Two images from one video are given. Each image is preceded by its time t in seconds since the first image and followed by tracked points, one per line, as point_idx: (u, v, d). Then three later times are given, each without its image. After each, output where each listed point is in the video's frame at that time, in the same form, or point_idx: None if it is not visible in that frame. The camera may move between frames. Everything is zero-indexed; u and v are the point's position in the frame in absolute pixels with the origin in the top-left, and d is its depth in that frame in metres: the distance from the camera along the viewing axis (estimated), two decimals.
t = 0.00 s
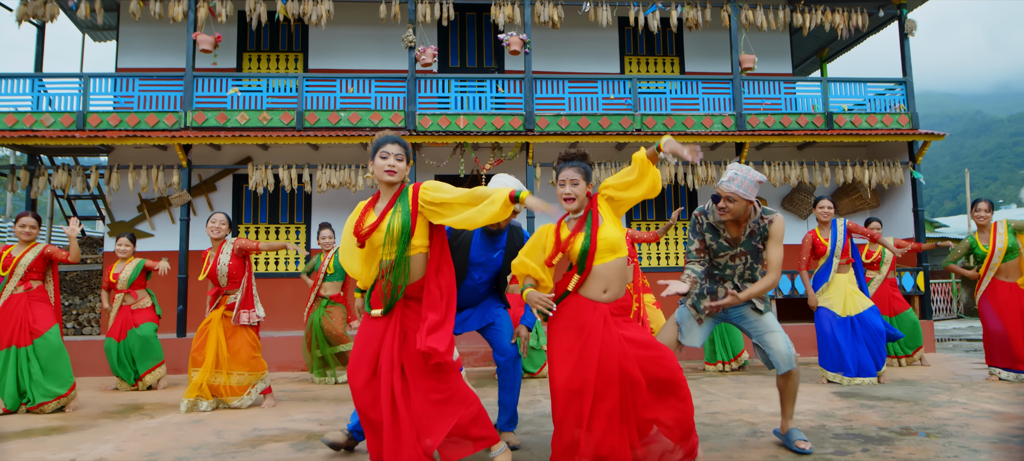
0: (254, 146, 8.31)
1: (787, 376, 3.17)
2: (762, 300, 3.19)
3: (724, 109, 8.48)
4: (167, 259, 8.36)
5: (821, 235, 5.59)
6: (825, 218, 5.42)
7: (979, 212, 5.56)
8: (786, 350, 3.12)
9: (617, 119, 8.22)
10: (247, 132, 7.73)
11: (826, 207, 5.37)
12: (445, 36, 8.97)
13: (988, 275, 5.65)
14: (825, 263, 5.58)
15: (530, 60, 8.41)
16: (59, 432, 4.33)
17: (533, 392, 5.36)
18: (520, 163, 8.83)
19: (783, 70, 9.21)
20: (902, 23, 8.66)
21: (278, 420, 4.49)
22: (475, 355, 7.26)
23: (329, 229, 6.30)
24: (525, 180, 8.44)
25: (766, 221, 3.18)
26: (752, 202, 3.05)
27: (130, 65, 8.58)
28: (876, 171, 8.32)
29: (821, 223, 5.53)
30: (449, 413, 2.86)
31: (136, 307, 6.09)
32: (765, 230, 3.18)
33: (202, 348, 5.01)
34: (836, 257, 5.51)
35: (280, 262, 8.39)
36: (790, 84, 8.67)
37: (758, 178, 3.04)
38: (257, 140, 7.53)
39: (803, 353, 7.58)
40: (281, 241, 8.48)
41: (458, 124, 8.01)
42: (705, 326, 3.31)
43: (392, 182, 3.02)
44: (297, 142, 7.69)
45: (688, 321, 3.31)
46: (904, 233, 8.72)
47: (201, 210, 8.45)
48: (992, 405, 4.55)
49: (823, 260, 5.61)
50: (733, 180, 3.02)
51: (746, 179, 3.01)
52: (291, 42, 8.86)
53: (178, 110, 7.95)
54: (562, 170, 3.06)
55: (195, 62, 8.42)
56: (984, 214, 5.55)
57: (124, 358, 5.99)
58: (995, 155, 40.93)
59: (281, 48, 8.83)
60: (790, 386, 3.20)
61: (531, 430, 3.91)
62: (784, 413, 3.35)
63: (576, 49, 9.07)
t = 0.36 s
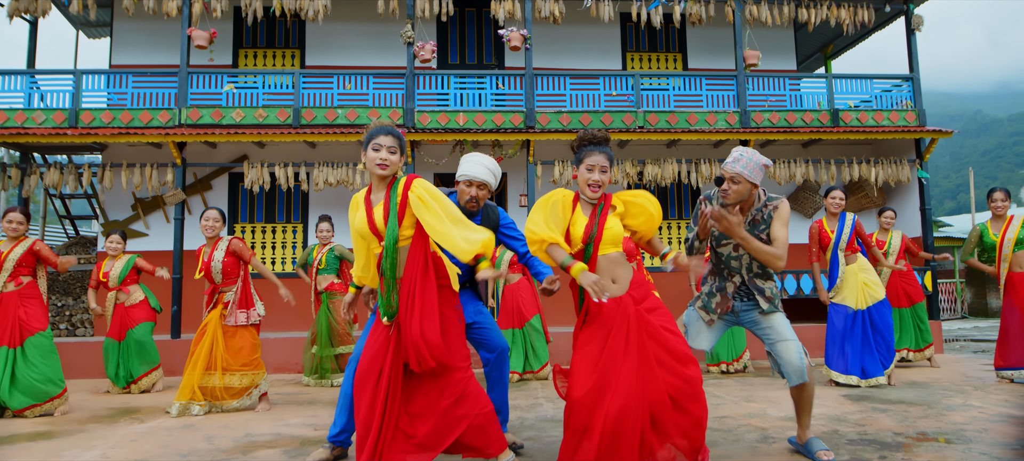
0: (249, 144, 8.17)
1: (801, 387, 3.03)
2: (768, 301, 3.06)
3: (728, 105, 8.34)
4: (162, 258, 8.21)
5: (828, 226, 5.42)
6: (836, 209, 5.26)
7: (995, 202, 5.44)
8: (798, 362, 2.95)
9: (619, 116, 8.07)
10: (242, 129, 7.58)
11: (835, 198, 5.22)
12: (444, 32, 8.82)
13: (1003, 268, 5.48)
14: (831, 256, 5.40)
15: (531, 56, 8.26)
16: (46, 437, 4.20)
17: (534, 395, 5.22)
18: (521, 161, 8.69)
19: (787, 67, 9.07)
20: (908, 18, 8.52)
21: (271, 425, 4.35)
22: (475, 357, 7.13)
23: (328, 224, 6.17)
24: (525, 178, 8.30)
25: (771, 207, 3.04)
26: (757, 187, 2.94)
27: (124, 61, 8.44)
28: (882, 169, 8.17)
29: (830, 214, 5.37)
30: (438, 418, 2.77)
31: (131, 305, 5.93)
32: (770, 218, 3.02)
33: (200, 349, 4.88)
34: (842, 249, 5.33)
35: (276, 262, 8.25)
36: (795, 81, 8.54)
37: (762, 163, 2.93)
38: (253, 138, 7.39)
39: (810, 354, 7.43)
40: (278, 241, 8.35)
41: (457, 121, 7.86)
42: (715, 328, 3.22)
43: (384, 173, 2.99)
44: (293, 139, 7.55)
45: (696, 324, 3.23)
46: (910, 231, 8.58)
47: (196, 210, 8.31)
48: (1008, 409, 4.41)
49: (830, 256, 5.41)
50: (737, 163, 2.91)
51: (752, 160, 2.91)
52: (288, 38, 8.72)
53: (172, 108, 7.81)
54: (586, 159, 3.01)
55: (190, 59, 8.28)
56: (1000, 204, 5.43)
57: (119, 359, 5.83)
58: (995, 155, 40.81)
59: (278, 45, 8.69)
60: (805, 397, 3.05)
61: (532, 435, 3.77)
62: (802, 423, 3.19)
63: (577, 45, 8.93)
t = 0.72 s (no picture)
0: (247, 141, 8.07)
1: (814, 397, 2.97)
2: (774, 322, 2.97)
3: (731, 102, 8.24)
4: (158, 257, 8.11)
5: (834, 224, 5.34)
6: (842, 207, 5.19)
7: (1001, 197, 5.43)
8: (808, 372, 2.85)
9: (621, 112, 7.97)
10: (239, 126, 7.48)
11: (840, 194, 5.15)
12: (444, 28, 8.72)
13: (1009, 266, 5.38)
14: (835, 254, 5.35)
15: (531, 51, 8.15)
16: (36, 439, 4.10)
17: (535, 396, 5.13)
18: (521, 158, 8.59)
19: (791, 63, 8.97)
20: (913, 14, 8.42)
21: (266, 426, 4.25)
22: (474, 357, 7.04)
23: (328, 218, 6.05)
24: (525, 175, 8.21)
25: (768, 231, 2.97)
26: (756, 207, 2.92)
27: (120, 57, 8.34)
28: (887, 166, 8.08)
29: (837, 211, 5.27)
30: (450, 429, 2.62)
31: (128, 302, 5.82)
32: (767, 242, 2.96)
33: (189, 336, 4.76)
34: (847, 248, 5.29)
35: (275, 260, 8.16)
36: (799, 77, 8.44)
37: (761, 182, 2.92)
38: (250, 134, 7.28)
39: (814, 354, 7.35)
40: (276, 239, 8.24)
41: (456, 117, 7.76)
42: (717, 343, 3.11)
43: (404, 158, 2.88)
44: (290, 136, 7.45)
45: (695, 336, 3.14)
46: (915, 229, 8.48)
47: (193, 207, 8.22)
48: (1019, 410, 4.32)
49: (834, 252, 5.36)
50: (733, 182, 2.90)
51: (749, 180, 2.88)
52: (286, 34, 8.62)
53: (168, 104, 7.70)
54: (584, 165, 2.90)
55: (186, 54, 8.17)
56: (1006, 199, 5.42)
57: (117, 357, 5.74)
58: (995, 154, 40.76)
59: (275, 40, 8.58)
60: (819, 407, 2.98)
61: (533, 437, 3.67)
62: (817, 427, 3.10)
63: (579, 41, 8.83)
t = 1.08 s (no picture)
0: (246, 136, 8.04)
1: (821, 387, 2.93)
2: (781, 282, 2.96)
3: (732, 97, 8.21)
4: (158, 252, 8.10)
5: (841, 226, 5.25)
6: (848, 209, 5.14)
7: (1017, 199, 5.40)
8: (814, 359, 2.85)
9: (621, 107, 7.95)
10: (238, 121, 7.45)
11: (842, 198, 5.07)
12: (443, 23, 8.69)
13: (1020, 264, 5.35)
14: (840, 255, 5.23)
15: (531, 46, 8.12)
16: (34, 436, 4.08)
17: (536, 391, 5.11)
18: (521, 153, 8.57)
19: (792, 58, 8.93)
20: (915, 8, 8.39)
21: (265, 422, 4.24)
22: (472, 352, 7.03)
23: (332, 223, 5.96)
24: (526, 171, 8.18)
25: (770, 181, 2.93)
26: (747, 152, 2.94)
27: (118, 52, 8.31)
28: (888, 161, 8.06)
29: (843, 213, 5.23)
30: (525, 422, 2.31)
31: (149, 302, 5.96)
32: (771, 192, 2.91)
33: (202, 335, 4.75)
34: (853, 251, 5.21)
35: (274, 256, 8.14)
36: (800, 72, 8.40)
37: (746, 128, 2.95)
38: (249, 130, 7.26)
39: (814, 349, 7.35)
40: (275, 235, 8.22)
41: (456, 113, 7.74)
42: (729, 317, 3.05)
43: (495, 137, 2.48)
44: (289, 131, 7.42)
45: (710, 316, 3.07)
46: (917, 225, 8.47)
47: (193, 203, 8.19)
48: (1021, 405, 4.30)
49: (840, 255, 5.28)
50: (720, 133, 2.93)
51: (733, 127, 2.92)
52: (285, 29, 8.58)
53: (166, 99, 7.66)
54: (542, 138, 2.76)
55: (185, 49, 8.14)
56: None
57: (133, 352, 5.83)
58: (995, 149, 40.77)
59: (274, 35, 8.55)
60: (826, 396, 2.94)
61: (534, 433, 3.64)
62: (825, 420, 3.05)
63: (579, 36, 8.79)
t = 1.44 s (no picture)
0: (248, 139, 8.11)
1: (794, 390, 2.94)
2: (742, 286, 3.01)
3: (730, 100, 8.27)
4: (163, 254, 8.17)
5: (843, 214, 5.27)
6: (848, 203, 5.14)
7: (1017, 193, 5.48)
8: (779, 368, 2.84)
9: (621, 110, 8.02)
10: (241, 124, 7.52)
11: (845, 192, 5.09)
12: (445, 26, 8.76)
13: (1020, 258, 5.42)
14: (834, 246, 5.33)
15: (532, 49, 8.18)
16: (42, 435, 4.15)
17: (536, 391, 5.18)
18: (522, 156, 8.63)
19: (791, 61, 9.00)
20: (912, 11, 8.45)
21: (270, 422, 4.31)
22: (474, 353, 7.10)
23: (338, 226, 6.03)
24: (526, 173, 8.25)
25: (715, 187, 3.05)
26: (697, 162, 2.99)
27: (122, 56, 8.39)
28: (886, 164, 8.11)
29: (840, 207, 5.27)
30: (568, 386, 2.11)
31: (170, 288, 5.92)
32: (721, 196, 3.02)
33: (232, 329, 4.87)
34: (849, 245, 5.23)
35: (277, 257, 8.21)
36: (799, 75, 8.46)
37: (696, 140, 2.98)
38: (252, 133, 7.33)
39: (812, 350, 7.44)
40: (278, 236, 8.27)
41: (458, 115, 7.83)
42: (702, 319, 3.17)
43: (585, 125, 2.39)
44: (292, 134, 7.49)
45: (684, 316, 3.19)
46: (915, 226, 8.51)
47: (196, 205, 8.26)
48: (1015, 405, 4.36)
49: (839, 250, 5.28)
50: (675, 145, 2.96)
51: (686, 140, 2.96)
52: (287, 32, 8.65)
53: (170, 102, 7.74)
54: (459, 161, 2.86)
55: (189, 53, 8.21)
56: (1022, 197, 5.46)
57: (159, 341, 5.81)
58: (997, 151, 40.80)
59: (277, 39, 8.62)
60: (803, 398, 2.96)
61: (534, 432, 3.71)
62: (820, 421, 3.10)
63: (579, 39, 8.86)
